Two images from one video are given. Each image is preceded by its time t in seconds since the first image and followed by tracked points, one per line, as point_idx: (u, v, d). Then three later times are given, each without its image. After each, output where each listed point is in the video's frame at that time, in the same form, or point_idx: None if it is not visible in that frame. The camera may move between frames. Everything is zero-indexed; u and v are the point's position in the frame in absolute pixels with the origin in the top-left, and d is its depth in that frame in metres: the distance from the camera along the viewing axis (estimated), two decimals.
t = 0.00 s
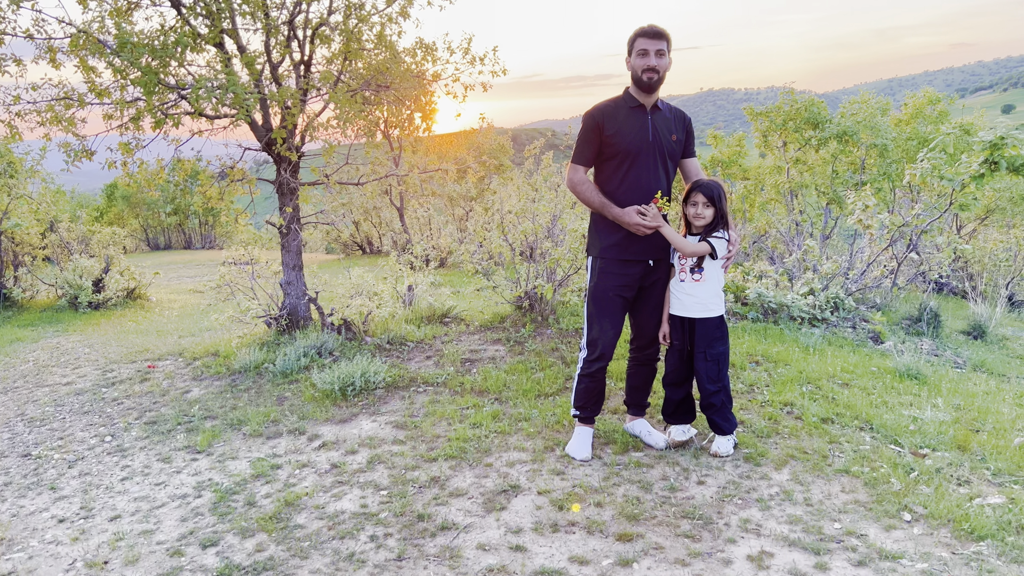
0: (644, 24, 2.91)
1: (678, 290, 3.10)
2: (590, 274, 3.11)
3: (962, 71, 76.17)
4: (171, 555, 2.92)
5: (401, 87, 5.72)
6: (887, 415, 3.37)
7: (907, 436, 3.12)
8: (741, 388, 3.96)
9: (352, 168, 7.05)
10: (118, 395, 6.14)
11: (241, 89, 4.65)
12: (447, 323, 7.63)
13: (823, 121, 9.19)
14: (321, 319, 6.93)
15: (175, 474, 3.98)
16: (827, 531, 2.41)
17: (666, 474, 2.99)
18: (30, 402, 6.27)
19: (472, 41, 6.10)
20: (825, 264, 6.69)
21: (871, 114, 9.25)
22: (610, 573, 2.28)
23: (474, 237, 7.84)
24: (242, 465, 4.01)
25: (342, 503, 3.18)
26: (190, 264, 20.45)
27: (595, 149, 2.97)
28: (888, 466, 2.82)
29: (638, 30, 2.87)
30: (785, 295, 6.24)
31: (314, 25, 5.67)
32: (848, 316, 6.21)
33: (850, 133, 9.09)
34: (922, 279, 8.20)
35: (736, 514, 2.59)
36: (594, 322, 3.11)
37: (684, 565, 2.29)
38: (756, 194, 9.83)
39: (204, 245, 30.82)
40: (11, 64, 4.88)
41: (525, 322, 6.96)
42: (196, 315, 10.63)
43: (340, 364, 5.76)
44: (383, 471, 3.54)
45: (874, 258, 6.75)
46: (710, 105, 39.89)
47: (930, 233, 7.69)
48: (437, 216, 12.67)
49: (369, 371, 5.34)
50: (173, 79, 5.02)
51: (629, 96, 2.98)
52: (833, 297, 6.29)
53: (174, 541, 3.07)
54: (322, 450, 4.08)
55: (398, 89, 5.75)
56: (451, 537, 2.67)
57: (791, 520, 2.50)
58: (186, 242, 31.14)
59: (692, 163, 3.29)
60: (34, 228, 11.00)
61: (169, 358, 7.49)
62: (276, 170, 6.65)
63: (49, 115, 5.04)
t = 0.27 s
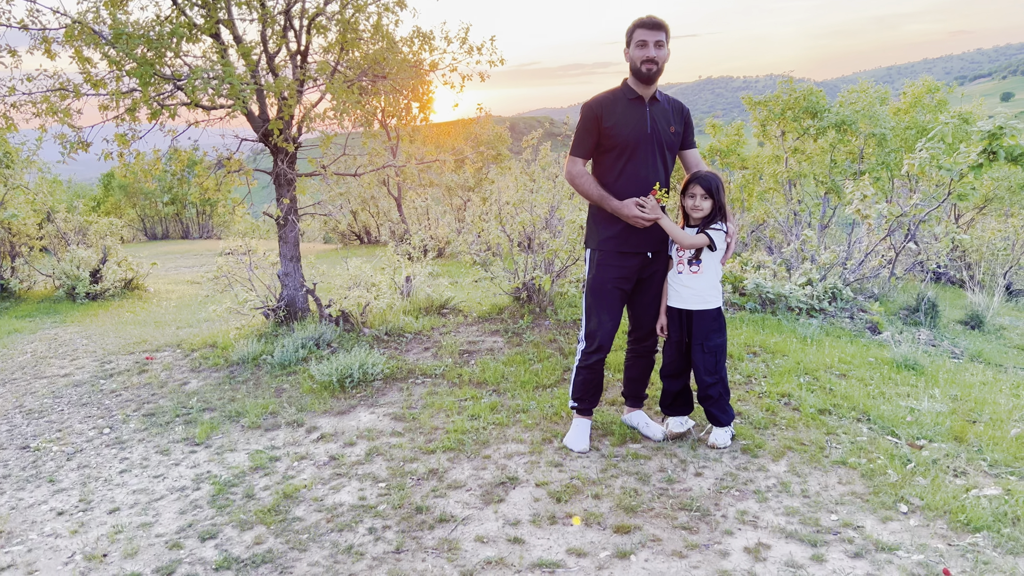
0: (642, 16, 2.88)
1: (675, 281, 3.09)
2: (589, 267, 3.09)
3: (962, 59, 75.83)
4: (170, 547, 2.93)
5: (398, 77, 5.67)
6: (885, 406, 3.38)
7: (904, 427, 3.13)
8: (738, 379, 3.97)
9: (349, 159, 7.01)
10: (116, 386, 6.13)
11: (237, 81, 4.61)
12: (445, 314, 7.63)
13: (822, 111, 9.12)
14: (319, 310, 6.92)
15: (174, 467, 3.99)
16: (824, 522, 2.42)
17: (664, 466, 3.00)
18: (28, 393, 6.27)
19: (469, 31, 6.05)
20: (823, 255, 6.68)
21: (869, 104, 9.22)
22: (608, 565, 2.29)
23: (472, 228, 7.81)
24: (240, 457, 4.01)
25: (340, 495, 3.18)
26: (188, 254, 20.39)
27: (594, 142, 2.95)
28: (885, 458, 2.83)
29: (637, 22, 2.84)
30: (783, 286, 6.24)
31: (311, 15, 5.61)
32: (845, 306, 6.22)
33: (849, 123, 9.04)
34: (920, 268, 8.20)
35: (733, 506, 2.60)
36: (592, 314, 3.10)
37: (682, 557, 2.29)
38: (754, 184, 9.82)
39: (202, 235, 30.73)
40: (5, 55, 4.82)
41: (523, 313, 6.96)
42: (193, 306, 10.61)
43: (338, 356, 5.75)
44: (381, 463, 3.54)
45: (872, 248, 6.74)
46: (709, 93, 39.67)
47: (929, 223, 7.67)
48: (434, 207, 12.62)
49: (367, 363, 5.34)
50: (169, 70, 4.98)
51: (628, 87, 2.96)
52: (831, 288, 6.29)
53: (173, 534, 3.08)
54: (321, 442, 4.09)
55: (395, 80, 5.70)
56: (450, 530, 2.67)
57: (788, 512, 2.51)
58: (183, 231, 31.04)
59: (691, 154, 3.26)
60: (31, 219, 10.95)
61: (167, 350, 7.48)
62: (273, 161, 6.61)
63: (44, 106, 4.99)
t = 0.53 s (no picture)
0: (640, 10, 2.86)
1: (673, 276, 3.09)
2: (587, 261, 3.09)
3: (961, 47, 75.48)
4: (170, 542, 2.93)
5: (394, 69, 5.61)
6: (881, 399, 3.39)
7: (900, 421, 3.14)
8: (736, 372, 3.98)
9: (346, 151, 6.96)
10: (115, 380, 6.12)
11: (233, 74, 4.57)
12: (443, 307, 7.62)
13: (819, 101, 9.09)
14: (317, 303, 6.91)
15: (173, 461, 3.99)
16: (820, 517, 2.43)
17: (661, 460, 3.01)
18: (27, 387, 6.26)
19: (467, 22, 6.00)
20: (821, 247, 6.66)
21: (869, 94, 9.06)
22: (605, 560, 2.30)
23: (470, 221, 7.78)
24: (239, 451, 4.02)
25: (339, 490, 3.19)
26: (186, 244, 20.33)
27: (592, 136, 2.93)
28: (882, 452, 2.84)
29: (636, 16, 2.81)
30: (781, 278, 6.23)
31: (308, 7, 5.55)
32: (843, 298, 6.23)
33: (847, 114, 8.91)
34: (918, 259, 8.20)
35: (730, 500, 2.61)
36: (590, 308, 3.10)
37: (679, 552, 2.31)
38: (752, 174, 9.80)
39: (200, 225, 30.65)
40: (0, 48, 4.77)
41: (521, 306, 6.95)
42: (192, 298, 10.59)
43: (336, 349, 5.74)
44: (380, 458, 3.55)
45: (870, 239, 6.73)
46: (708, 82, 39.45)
47: (927, 214, 7.66)
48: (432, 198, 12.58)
49: (365, 357, 5.33)
50: (165, 63, 4.93)
51: (626, 82, 2.94)
52: (829, 280, 6.29)
53: (172, 529, 3.08)
54: (319, 436, 4.09)
55: (392, 72, 5.65)
56: (448, 525, 2.68)
57: (784, 507, 2.52)
58: (181, 222, 30.94)
59: (689, 148, 3.24)
60: (28, 210, 10.89)
61: (166, 342, 7.47)
62: (271, 154, 6.57)
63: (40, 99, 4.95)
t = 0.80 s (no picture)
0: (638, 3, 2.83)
1: (670, 271, 3.08)
2: (585, 256, 3.08)
3: (961, 34, 75.13)
4: (169, 538, 2.94)
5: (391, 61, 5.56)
6: (878, 392, 3.40)
7: (896, 414, 3.15)
8: (733, 365, 3.98)
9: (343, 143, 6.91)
10: (113, 373, 6.12)
11: (229, 66, 4.53)
12: (441, 300, 7.62)
13: (817, 91, 9.11)
14: (315, 296, 6.90)
15: (171, 456, 3.99)
16: (816, 512, 2.45)
17: (658, 455, 3.02)
18: (25, 379, 6.25)
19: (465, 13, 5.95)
20: (818, 238, 6.66)
21: (866, 84, 9.05)
22: (602, 555, 2.31)
23: (467, 213, 7.76)
24: (237, 446, 4.02)
25: (337, 485, 3.20)
26: (183, 234, 20.25)
27: (590, 131, 2.91)
28: (878, 446, 2.85)
29: (634, 10, 2.78)
30: (778, 270, 6.23)
31: None
32: (840, 290, 6.24)
33: (845, 104, 8.89)
34: (915, 250, 8.20)
35: (726, 495, 2.62)
36: (588, 303, 3.10)
37: (675, 547, 2.32)
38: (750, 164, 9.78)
39: (197, 215, 30.51)
40: None
41: (519, 299, 6.94)
42: (189, 290, 10.56)
43: (334, 342, 5.73)
44: (378, 452, 3.56)
45: (867, 231, 6.73)
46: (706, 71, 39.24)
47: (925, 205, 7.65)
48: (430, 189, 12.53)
49: (363, 350, 5.33)
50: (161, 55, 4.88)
51: (624, 76, 2.91)
52: (826, 272, 6.30)
53: (171, 525, 3.09)
54: (317, 431, 4.09)
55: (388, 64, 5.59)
56: (446, 520, 2.69)
57: (781, 501, 2.53)
58: (178, 211, 30.81)
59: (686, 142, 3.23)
60: (24, 201, 10.83)
61: (163, 335, 7.46)
62: (267, 146, 6.52)
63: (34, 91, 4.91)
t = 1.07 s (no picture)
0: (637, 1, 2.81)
1: (668, 268, 3.08)
2: (582, 253, 3.07)
3: (960, 23, 74.82)
4: (168, 535, 2.95)
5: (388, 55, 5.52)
6: (874, 388, 3.41)
7: (892, 410, 3.16)
8: (730, 360, 3.99)
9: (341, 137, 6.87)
10: (111, 367, 6.11)
11: (225, 61, 4.49)
12: (439, 294, 7.61)
13: (815, 83, 9.02)
14: (312, 290, 6.88)
15: (169, 452, 4.00)
16: (812, 509, 2.46)
17: (655, 451, 3.03)
18: (23, 374, 6.24)
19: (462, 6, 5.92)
20: (816, 231, 6.65)
21: (864, 77, 9.04)
22: (599, 553, 2.32)
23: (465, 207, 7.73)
24: (235, 442, 4.03)
25: (335, 482, 3.20)
26: (180, 225, 20.17)
27: (587, 129, 2.89)
28: (873, 442, 2.86)
29: (632, 7, 2.77)
30: (776, 264, 6.24)
31: None
32: (837, 283, 6.25)
33: (843, 96, 8.84)
34: (913, 242, 8.21)
35: (722, 492, 2.64)
36: (585, 300, 3.10)
37: (671, 545, 2.33)
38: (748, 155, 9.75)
39: (194, 206, 30.38)
40: None
41: (517, 293, 6.93)
42: (187, 282, 10.53)
43: (332, 337, 5.73)
44: (376, 449, 3.56)
45: (865, 224, 6.72)
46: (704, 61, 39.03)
47: (923, 197, 7.64)
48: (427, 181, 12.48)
49: (361, 345, 5.33)
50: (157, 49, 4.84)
51: (621, 73, 2.90)
52: (823, 266, 6.30)
53: (170, 522, 3.10)
54: (315, 427, 4.10)
55: (386, 57, 5.54)
56: (443, 517, 2.70)
57: (776, 498, 2.54)
58: (175, 202, 30.69)
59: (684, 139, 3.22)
60: (21, 193, 10.78)
61: (161, 329, 7.45)
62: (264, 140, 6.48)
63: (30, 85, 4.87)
